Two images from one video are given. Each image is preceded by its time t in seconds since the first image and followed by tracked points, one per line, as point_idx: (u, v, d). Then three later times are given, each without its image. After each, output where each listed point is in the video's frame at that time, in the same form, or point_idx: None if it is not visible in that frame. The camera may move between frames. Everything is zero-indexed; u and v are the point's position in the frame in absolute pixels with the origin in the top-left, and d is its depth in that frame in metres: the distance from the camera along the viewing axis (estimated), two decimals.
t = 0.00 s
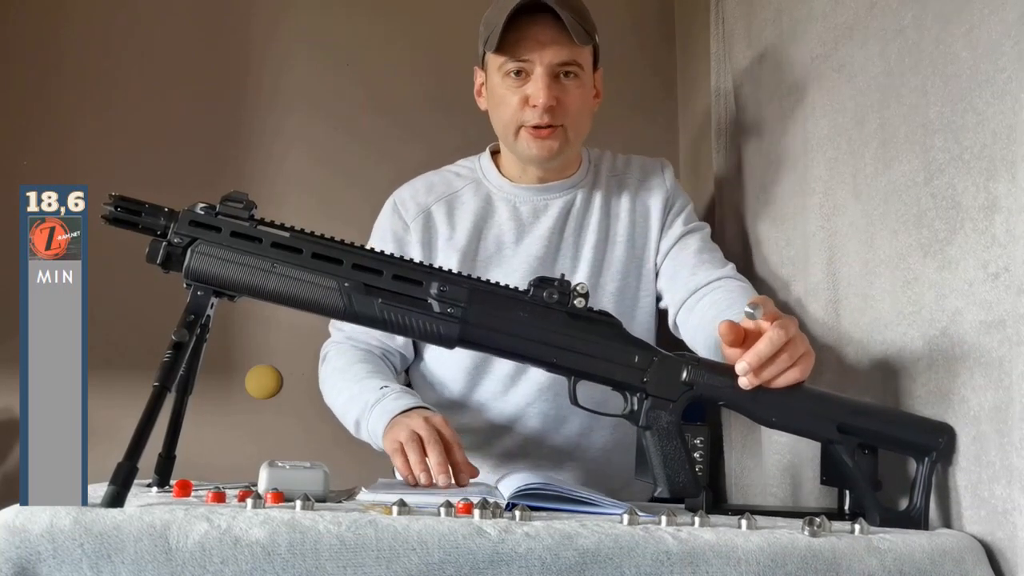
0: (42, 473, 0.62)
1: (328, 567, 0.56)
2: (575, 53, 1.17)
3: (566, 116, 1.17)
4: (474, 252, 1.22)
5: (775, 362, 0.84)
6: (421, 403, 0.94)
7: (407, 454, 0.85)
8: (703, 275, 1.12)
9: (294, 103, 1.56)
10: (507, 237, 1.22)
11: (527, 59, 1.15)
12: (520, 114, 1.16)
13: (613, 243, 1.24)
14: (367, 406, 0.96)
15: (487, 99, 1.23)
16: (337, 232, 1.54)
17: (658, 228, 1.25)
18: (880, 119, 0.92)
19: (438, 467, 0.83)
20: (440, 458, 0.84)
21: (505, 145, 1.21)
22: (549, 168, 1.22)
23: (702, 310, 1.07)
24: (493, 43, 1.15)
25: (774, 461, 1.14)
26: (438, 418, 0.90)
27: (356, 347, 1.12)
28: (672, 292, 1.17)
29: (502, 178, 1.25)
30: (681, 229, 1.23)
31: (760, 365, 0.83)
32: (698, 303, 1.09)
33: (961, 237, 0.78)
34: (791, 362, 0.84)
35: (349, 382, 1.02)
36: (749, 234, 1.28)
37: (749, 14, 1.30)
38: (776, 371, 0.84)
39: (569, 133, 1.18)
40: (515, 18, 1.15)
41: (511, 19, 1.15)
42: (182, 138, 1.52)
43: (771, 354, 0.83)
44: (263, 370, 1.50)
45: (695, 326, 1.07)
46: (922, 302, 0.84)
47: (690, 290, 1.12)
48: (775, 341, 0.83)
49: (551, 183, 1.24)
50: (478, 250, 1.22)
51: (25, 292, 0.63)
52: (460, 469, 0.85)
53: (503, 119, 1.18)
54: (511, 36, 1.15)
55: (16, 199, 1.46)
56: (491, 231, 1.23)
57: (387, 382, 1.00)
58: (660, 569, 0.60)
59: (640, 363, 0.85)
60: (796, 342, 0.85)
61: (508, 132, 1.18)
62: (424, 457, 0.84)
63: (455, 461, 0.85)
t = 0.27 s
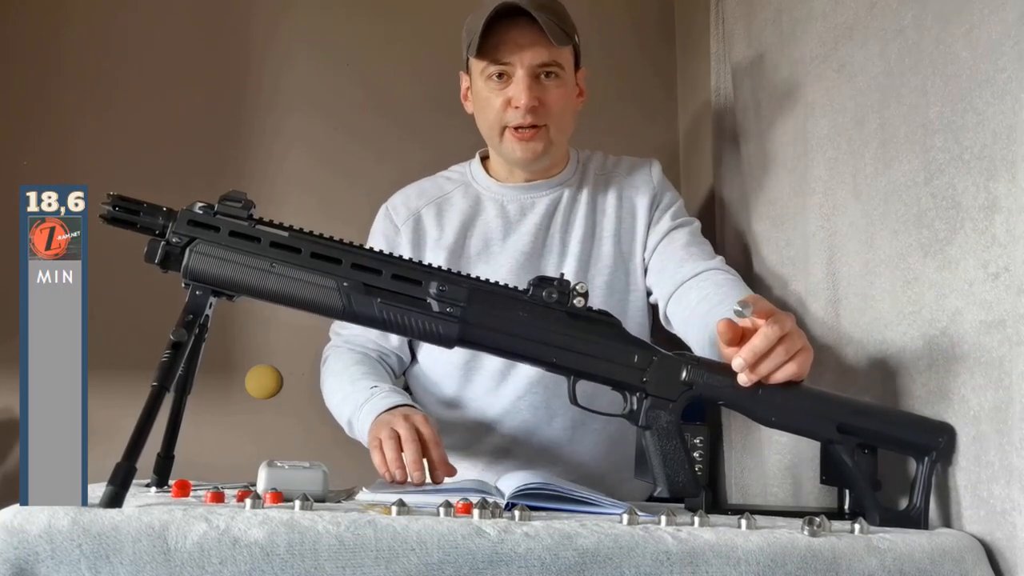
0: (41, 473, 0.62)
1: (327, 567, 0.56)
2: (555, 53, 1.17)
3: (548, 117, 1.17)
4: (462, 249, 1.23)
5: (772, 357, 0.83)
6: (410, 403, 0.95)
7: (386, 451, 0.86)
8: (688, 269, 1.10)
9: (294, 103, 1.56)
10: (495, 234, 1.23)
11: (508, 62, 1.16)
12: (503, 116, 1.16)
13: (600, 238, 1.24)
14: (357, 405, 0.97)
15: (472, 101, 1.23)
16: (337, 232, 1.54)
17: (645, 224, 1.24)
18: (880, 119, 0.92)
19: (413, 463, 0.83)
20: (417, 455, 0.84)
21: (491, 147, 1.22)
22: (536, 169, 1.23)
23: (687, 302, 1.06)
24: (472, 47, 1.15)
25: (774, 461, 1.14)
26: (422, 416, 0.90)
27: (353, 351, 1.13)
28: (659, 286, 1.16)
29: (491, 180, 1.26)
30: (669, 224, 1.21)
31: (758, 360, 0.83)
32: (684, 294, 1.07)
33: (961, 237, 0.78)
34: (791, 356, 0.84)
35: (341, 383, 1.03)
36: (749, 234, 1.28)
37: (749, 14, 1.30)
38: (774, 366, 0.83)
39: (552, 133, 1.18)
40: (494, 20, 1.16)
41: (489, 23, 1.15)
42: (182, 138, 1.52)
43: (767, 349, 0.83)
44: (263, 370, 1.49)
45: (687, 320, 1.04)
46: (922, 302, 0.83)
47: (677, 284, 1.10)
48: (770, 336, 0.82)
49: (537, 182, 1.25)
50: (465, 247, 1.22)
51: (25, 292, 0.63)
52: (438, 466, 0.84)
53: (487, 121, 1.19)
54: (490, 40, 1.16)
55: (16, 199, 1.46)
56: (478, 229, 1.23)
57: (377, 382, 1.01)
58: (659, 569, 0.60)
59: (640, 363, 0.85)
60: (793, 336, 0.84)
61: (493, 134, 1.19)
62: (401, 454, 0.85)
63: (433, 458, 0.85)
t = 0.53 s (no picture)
0: (41, 473, 0.62)
1: (327, 567, 0.56)
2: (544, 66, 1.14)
3: (545, 128, 1.17)
4: (464, 248, 1.23)
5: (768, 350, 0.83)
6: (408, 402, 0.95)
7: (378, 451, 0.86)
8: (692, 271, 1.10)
9: (294, 103, 1.56)
10: (496, 233, 1.23)
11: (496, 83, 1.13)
12: (499, 133, 1.16)
13: (603, 239, 1.24)
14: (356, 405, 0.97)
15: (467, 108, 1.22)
16: (337, 232, 1.54)
17: (648, 226, 1.24)
18: (880, 119, 0.92)
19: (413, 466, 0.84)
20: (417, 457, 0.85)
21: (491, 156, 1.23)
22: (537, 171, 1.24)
23: (689, 302, 1.06)
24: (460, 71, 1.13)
25: (774, 461, 1.14)
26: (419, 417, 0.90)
27: (353, 351, 1.12)
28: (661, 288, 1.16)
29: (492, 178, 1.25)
30: (672, 226, 1.22)
31: (757, 354, 0.83)
32: (687, 296, 1.07)
33: (961, 237, 0.78)
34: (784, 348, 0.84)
35: (341, 382, 1.03)
36: (749, 234, 1.28)
37: (749, 14, 1.30)
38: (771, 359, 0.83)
39: (550, 142, 1.18)
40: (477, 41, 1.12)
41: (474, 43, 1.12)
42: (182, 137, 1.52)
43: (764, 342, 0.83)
44: (263, 370, 1.50)
45: (688, 321, 1.04)
46: (922, 302, 0.83)
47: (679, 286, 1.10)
48: (766, 330, 0.82)
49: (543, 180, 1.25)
50: (467, 246, 1.22)
51: (25, 292, 0.63)
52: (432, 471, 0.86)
53: (484, 136, 1.19)
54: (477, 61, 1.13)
55: (16, 199, 1.46)
56: (480, 228, 1.23)
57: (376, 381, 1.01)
58: (660, 569, 0.60)
59: (640, 363, 0.85)
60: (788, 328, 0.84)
61: (491, 149, 1.19)
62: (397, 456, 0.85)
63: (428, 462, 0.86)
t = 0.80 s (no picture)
0: (41, 473, 0.62)
1: (327, 566, 0.56)
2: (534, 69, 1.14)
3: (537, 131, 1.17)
4: (465, 248, 1.23)
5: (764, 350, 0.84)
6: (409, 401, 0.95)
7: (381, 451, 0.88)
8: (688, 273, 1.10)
9: (294, 103, 1.56)
10: (496, 234, 1.23)
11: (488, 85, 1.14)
12: (492, 135, 1.17)
13: (601, 242, 1.23)
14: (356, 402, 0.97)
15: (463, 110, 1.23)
16: (337, 232, 1.54)
17: (648, 229, 1.24)
18: (880, 118, 0.92)
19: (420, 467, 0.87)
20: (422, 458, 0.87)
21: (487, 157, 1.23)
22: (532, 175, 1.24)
23: (685, 306, 1.06)
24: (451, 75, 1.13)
25: (774, 461, 1.14)
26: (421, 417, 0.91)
27: (355, 349, 1.13)
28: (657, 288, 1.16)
29: (492, 179, 1.26)
30: (671, 228, 1.22)
31: (751, 354, 0.84)
32: (683, 297, 1.07)
33: (961, 237, 0.78)
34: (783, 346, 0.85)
35: (341, 378, 1.04)
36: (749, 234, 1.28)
37: (749, 15, 1.30)
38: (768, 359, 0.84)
39: (543, 145, 1.18)
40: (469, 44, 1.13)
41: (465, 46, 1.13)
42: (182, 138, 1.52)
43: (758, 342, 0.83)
44: (263, 370, 1.50)
45: (685, 323, 1.04)
46: (922, 301, 0.83)
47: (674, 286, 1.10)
48: (760, 329, 0.83)
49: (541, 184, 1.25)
50: (468, 246, 1.23)
51: (25, 292, 0.63)
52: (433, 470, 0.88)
53: (478, 137, 1.19)
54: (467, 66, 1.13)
55: (16, 199, 1.46)
56: (480, 230, 1.24)
57: (376, 379, 1.01)
58: (660, 569, 0.60)
59: (640, 362, 0.85)
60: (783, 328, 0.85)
61: (487, 151, 1.19)
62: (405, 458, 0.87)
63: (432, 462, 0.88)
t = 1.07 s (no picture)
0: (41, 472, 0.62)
1: (328, 567, 0.56)
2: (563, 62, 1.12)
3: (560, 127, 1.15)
4: (476, 251, 1.22)
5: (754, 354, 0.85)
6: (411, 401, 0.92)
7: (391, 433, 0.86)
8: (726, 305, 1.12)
9: (294, 103, 1.56)
10: (510, 237, 1.22)
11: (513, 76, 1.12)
12: (513, 130, 1.14)
13: (620, 254, 1.23)
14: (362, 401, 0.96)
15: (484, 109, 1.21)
16: (337, 232, 1.54)
17: (674, 243, 1.23)
18: (881, 118, 0.92)
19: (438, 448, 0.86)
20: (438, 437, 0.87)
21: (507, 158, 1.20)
22: (553, 176, 1.21)
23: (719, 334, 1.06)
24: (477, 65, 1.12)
25: (774, 461, 1.14)
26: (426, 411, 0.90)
27: (362, 342, 1.12)
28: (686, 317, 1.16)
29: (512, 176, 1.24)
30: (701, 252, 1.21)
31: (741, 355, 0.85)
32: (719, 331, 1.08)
33: (961, 237, 0.78)
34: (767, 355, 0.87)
35: (350, 376, 1.02)
36: (749, 234, 1.28)
37: (749, 15, 1.30)
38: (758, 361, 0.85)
39: (566, 142, 1.16)
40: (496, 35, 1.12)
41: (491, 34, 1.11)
42: (182, 138, 1.52)
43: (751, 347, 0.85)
44: (263, 370, 1.50)
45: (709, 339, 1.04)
46: (922, 301, 0.84)
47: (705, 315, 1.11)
48: (754, 334, 0.85)
49: (556, 188, 1.23)
50: (480, 248, 1.22)
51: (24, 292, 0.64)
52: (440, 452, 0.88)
53: (500, 133, 1.17)
54: (493, 56, 1.12)
55: (16, 199, 1.46)
56: (494, 233, 1.23)
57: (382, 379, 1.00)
58: (659, 568, 0.60)
59: (639, 362, 0.85)
60: (773, 339, 0.87)
61: (507, 147, 1.17)
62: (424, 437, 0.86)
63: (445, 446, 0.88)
